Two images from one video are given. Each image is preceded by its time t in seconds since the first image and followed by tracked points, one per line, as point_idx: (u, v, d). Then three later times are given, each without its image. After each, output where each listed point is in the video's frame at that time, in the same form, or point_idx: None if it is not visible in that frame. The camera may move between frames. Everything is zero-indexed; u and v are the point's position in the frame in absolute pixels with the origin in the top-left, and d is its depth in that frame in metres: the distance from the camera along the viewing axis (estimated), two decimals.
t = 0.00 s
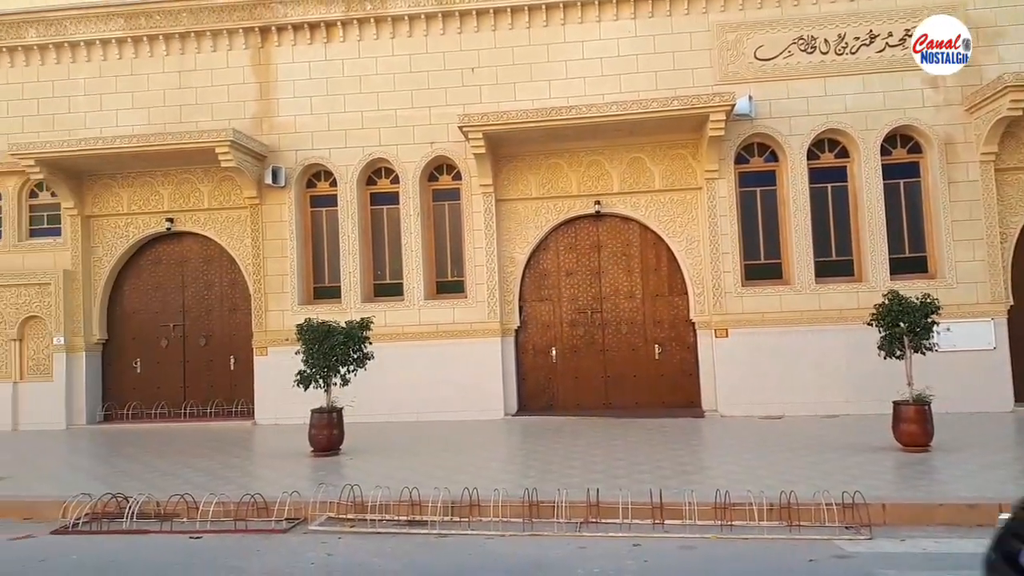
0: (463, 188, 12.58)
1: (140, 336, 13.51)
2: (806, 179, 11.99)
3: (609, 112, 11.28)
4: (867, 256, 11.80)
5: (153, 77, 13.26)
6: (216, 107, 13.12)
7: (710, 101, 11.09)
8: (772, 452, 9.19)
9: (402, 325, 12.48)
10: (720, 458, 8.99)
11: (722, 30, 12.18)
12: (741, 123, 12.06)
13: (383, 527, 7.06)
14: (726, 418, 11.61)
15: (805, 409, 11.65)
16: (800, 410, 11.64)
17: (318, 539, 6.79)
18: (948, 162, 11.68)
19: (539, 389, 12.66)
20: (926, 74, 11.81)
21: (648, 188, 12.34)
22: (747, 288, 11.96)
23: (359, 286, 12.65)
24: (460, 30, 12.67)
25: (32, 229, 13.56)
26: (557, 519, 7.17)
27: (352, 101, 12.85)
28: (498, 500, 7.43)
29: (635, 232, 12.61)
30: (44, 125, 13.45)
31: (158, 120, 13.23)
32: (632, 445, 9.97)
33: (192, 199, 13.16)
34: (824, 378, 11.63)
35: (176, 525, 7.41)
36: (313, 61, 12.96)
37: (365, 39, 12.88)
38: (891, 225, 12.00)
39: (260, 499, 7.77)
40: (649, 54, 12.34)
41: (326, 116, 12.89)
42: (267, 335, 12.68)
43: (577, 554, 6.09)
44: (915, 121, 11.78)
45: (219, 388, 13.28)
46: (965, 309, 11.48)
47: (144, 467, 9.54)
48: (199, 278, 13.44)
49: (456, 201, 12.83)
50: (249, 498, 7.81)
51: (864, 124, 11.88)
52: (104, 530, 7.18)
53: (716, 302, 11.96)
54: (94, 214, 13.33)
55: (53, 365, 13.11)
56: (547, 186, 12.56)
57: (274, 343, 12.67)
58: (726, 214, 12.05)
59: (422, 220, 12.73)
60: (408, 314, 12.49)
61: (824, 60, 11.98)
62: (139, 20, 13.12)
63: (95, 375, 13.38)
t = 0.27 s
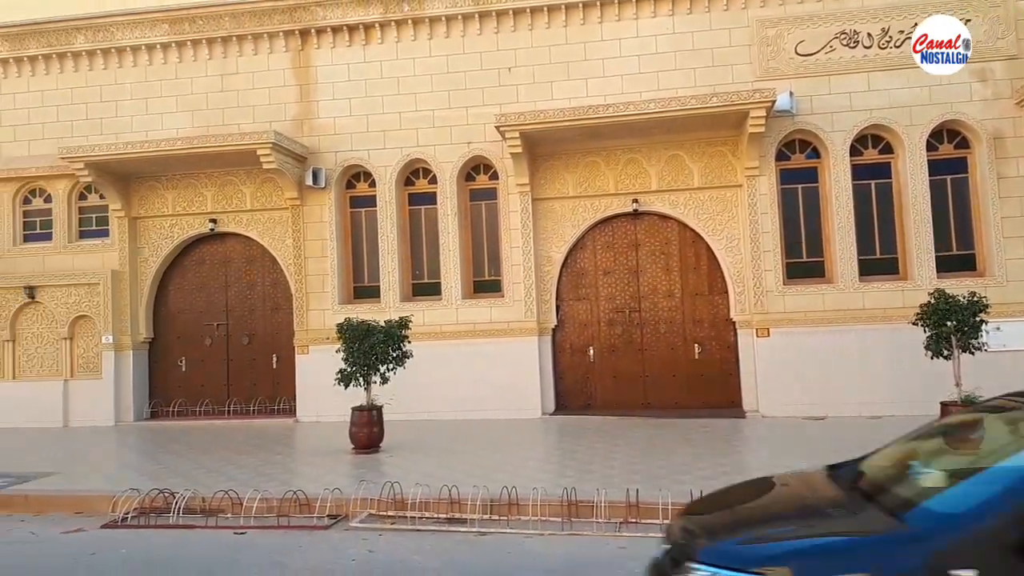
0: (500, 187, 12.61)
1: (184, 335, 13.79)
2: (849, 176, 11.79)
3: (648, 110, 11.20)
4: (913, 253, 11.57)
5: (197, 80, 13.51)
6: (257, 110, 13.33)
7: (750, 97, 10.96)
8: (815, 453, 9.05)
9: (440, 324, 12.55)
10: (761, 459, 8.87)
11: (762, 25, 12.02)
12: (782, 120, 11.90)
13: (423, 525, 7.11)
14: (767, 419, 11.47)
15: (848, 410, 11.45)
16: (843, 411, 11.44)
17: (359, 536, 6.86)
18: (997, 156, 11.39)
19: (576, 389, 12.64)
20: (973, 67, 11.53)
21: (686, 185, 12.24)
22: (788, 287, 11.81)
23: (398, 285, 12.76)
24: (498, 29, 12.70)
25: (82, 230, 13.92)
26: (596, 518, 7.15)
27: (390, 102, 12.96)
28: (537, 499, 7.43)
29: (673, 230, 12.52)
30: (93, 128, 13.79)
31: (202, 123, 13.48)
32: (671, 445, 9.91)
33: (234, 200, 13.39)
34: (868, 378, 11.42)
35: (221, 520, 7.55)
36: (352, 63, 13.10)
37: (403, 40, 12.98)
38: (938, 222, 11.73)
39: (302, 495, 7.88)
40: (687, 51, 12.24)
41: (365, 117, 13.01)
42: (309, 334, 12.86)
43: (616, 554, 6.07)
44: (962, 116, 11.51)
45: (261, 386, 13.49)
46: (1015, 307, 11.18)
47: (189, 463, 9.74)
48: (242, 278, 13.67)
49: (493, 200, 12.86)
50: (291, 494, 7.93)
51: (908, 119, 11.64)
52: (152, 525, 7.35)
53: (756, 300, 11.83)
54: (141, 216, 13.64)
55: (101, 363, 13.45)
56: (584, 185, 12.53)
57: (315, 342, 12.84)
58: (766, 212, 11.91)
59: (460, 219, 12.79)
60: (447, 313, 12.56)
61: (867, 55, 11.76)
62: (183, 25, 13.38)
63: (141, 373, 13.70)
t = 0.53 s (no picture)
0: (546, 188, 12.61)
1: (237, 336, 14.08)
2: (904, 173, 11.50)
3: (695, 109, 11.08)
4: (972, 252, 11.23)
5: (249, 86, 13.80)
6: (307, 114, 13.55)
7: (800, 94, 10.77)
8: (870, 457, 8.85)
9: (486, 325, 12.60)
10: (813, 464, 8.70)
11: (812, 21, 11.80)
12: (833, 117, 11.67)
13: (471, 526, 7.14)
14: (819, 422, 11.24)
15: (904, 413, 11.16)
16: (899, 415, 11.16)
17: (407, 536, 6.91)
18: None
19: (623, 390, 12.55)
20: None
21: (735, 185, 12.07)
22: (841, 288, 11.57)
23: (444, 286, 12.83)
24: (543, 30, 12.71)
25: (139, 234, 14.31)
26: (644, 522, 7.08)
27: (437, 105, 13.05)
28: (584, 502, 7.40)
29: (722, 230, 12.37)
30: (149, 135, 14.17)
31: (254, 128, 13.76)
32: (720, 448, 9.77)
33: (285, 204, 13.63)
34: (925, 381, 11.12)
35: (273, 518, 7.68)
36: (398, 67, 13.23)
37: (449, 43, 13.06)
38: (998, 220, 11.37)
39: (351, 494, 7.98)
40: (735, 49, 12.07)
41: (411, 120, 13.13)
42: (357, 335, 13.02)
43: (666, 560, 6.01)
44: None
45: (311, 386, 13.70)
46: None
47: (242, 461, 9.94)
48: (292, 280, 13.91)
49: (539, 201, 12.86)
50: (341, 493, 8.03)
51: (966, 115, 11.31)
52: (206, 522, 7.51)
53: (807, 301, 11.62)
54: (195, 219, 13.97)
55: (158, 363, 13.81)
56: (630, 185, 12.45)
57: (364, 343, 13.00)
58: (818, 211, 11.69)
59: (506, 221, 12.81)
60: (493, 314, 12.60)
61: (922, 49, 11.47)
62: (235, 32, 13.68)
63: (196, 373, 14.03)
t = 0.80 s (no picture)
0: (582, 186, 12.58)
1: (277, 334, 14.28)
2: (949, 168, 11.24)
3: (733, 105, 10.96)
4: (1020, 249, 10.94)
5: (288, 88, 13.99)
6: (345, 115, 13.70)
7: (841, 89, 10.59)
8: (913, 458, 8.69)
9: (522, 323, 12.61)
10: (855, 465, 8.56)
11: (853, 14, 11.60)
12: (876, 111, 11.46)
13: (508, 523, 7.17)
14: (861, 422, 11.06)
15: (949, 413, 10.91)
16: (944, 415, 10.92)
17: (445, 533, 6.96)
18: None
19: (660, 389, 12.47)
20: None
21: (774, 181, 11.92)
22: (883, 285, 11.36)
23: (480, 285, 12.88)
24: (579, 27, 12.67)
25: (182, 234, 14.59)
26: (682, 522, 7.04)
27: (473, 104, 13.09)
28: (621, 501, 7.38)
29: (761, 227, 12.22)
30: (191, 136, 14.45)
31: (293, 128, 13.94)
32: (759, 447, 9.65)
33: (324, 203, 13.79)
34: (971, 381, 10.86)
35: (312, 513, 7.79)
36: (435, 66, 13.31)
37: (485, 42, 13.10)
38: None
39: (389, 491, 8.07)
40: (774, 43, 11.91)
41: (447, 119, 13.19)
42: (395, 333, 13.14)
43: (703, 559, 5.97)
44: None
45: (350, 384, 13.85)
46: None
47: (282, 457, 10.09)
48: (331, 278, 14.07)
49: (575, 199, 12.83)
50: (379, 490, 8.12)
51: (1014, 107, 11.02)
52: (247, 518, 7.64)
53: (849, 299, 11.44)
54: (236, 219, 14.21)
55: (200, 361, 14.08)
56: (666, 182, 12.36)
57: (401, 341, 13.11)
58: (860, 207, 11.49)
59: (541, 219, 12.81)
60: (528, 312, 12.60)
61: (968, 41, 11.20)
62: (274, 34, 13.87)
63: (237, 371, 14.27)
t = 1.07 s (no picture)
0: (622, 184, 12.51)
1: (321, 335, 14.49)
2: (1002, 161, 10.91)
3: (776, 100, 10.79)
4: None
5: (330, 92, 14.18)
6: (387, 118, 13.84)
7: (888, 82, 10.36)
8: (965, 459, 8.45)
9: (563, 323, 12.59)
10: (904, 465, 8.36)
11: (900, 5, 11.34)
12: (924, 104, 11.18)
13: (550, 523, 7.16)
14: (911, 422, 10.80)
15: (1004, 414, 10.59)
16: (998, 416, 10.60)
17: (487, 532, 6.98)
18: None
19: (703, 389, 12.35)
20: None
21: (819, 177, 11.71)
22: (934, 282, 11.08)
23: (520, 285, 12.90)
24: (618, 26, 12.62)
25: (229, 237, 14.89)
26: (726, 523, 6.95)
27: (512, 105, 13.12)
28: (663, 501, 7.32)
29: (806, 224, 12.01)
30: (237, 141, 14.73)
31: (336, 132, 14.13)
32: (804, 448, 9.50)
33: (366, 206, 13.95)
34: None
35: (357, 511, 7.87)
36: (475, 68, 13.36)
37: (524, 43, 13.12)
38: None
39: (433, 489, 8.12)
40: (818, 37, 11.71)
41: (487, 120, 13.24)
42: (436, 333, 13.23)
43: (747, 560, 5.89)
44: None
45: (393, 384, 13.98)
46: None
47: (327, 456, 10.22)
48: (374, 280, 14.23)
49: (615, 198, 12.77)
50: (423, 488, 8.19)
51: None
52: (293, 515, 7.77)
53: (898, 297, 11.19)
54: (281, 223, 14.46)
55: (247, 362, 14.36)
56: (708, 180, 12.23)
57: (443, 341, 13.20)
58: (908, 202, 11.23)
59: (581, 218, 12.78)
60: (569, 312, 12.58)
61: (1021, 30, 10.88)
62: (317, 39, 14.08)
63: (283, 371, 14.51)
